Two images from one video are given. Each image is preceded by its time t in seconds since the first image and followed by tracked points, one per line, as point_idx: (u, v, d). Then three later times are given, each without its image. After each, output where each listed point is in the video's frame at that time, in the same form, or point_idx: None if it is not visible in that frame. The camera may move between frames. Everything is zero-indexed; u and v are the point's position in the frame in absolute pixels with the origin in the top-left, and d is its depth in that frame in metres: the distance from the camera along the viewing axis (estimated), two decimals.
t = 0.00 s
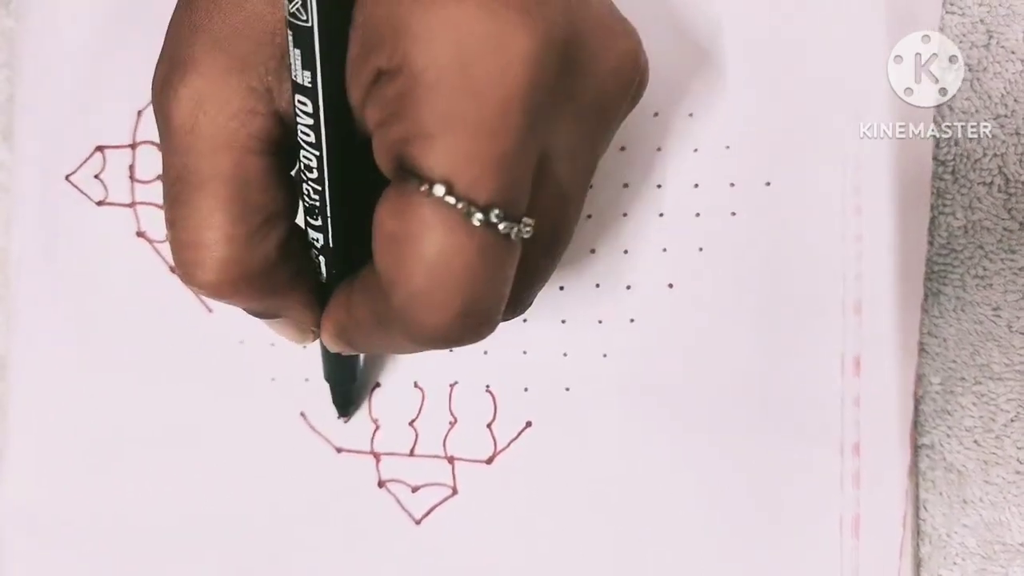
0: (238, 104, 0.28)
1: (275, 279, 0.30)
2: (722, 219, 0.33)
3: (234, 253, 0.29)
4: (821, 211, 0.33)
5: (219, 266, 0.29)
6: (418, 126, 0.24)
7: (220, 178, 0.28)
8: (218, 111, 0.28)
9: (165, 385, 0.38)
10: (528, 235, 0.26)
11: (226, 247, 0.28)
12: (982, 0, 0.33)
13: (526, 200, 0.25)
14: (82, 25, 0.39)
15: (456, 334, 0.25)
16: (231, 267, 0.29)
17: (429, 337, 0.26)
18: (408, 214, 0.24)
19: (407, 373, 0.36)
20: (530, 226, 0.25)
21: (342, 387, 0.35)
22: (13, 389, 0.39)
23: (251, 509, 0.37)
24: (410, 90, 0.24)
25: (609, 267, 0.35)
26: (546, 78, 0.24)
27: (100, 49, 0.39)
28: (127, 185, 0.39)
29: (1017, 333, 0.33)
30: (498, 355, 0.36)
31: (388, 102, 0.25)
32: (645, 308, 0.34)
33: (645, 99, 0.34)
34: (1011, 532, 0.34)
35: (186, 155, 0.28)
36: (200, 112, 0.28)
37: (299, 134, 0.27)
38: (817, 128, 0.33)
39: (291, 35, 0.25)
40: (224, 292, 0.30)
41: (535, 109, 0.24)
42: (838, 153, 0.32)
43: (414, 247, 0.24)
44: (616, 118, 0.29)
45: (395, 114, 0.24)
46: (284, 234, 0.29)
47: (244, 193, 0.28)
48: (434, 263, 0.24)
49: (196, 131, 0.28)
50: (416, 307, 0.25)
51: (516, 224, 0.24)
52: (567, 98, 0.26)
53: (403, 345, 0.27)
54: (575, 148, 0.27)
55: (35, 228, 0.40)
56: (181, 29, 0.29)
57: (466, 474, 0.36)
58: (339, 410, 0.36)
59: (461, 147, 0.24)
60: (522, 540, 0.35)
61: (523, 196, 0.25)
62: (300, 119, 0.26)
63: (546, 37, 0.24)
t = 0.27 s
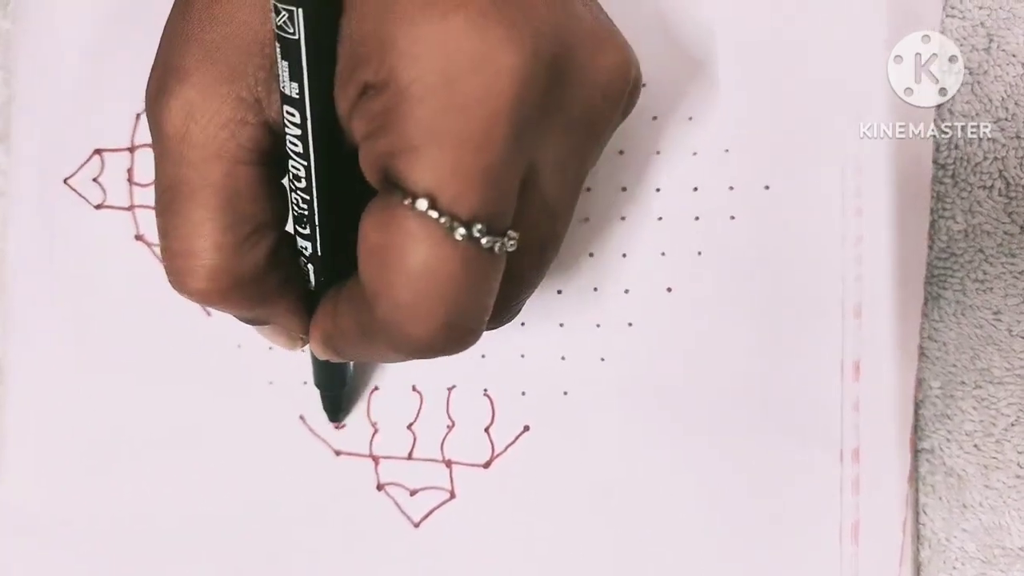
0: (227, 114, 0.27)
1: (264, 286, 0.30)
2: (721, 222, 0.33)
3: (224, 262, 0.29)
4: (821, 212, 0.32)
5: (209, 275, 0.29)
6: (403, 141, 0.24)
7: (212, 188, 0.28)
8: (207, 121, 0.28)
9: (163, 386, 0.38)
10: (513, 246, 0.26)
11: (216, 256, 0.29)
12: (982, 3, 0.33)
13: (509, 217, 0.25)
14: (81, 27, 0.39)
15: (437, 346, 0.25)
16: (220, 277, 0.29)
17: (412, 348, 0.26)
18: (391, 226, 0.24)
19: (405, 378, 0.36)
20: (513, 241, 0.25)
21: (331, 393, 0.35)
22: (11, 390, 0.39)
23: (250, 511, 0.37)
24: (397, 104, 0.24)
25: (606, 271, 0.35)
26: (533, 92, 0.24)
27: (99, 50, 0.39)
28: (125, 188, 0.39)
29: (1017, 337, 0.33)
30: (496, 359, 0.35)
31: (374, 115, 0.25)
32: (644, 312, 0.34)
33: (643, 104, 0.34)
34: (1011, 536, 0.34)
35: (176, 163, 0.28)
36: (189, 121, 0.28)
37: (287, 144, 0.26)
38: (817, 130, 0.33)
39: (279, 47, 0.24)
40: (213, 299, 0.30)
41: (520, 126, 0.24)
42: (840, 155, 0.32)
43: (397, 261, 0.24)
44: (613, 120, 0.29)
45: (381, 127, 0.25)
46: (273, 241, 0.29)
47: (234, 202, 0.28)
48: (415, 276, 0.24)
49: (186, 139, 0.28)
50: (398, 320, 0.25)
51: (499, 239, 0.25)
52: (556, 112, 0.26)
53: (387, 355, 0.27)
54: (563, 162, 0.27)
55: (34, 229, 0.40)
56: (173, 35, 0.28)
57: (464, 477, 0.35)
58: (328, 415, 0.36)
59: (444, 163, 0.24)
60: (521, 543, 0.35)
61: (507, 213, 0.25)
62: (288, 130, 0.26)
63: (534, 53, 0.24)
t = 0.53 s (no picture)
0: (224, 102, 0.27)
1: (262, 273, 0.30)
2: (721, 220, 0.33)
3: (220, 250, 0.29)
4: (820, 211, 0.33)
5: (206, 262, 0.29)
6: (402, 129, 0.24)
7: (208, 175, 0.28)
8: (204, 108, 0.28)
9: (164, 384, 0.38)
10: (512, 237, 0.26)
11: (213, 243, 0.29)
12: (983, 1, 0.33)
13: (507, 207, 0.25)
14: (82, 24, 0.39)
15: (434, 334, 0.26)
16: (218, 264, 0.29)
17: (409, 337, 0.26)
18: (390, 215, 0.24)
19: (406, 373, 0.36)
20: (510, 231, 0.25)
21: (329, 374, 0.36)
22: (14, 388, 0.40)
23: (251, 508, 0.37)
24: (396, 91, 0.24)
25: (607, 267, 0.35)
26: (533, 81, 0.24)
27: (100, 49, 0.39)
28: (127, 185, 0.39)
29: (1017, 334, 0.33)
30: (497, 356, 0.36)
31: (373, 103, 0.25)
32: (644, 310, 0.34)
33: (645, 100, 0.34)
34: (1011, 533, 0.34)
35: (172, 151, 0.28)
36: (186, 109, 0.28)
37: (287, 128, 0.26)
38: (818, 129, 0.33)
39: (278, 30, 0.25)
40: (211, 288, 0.30)
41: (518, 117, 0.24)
42: (841, 153, 0.32)
43: (395, 250, 0.24)
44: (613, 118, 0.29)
45: (380, 115, 0.25)
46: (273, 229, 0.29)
47: (231, 190, 0.28)
48: (413, 265, 0.24)
49: (182, 127, 0.28)
50: (396, 308, 0.25)
51: (497, 229, 0.24)
52: (554, 104, 0.26)
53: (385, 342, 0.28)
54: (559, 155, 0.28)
55: (35, 228, 0.40)
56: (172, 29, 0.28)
57: (464, 474, 0.36)
58: (328, 396, 0.36)
59: (443, 152, 0.24)
60: (521, 541, 0.35)
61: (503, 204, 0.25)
62: (287, 114, 0.26)
63: (533, 45, 0.24)
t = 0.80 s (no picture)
0: (232, 99, 0.28)
1: (274, 268, 0.30)
2: (721, 219, 0.33)
3: (230, 248, 0.29)
4: (820, 210, 0.33)
5: (217, 260, 0.29)
6: (414, 121, 0.24)
7: (217, 174, 0.28)
8: (214, 106, 0.28)
9: (164, 383, 0.38)
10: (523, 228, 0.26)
11: (223, 240, 0.29)
12: None
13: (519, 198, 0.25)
14: (82, 23, 0.39)
15: (447, 329, 0.25)
16: (228, 262, 0.29)
17: (423, 331, 0.26)
18: (403, 208, 0.24)
19: (405, 370, 0.36)
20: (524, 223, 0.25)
21: (339, 373, 0.36)
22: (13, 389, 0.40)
23: (251, 508, 0.37)
24: (406, 85, 0.24)
25: (606, 264, 0.35)
26: (542, 73, 0.24)
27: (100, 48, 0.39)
28: (126, 182, 0.39)
29: (1016, 332, 0.33)
30: (497, 353, 0.36)
31: (383, 97, 0.25)
32: (643, 308, 0.34)
33: (646, 96, 0.34)
34: (1009, 530, 0.34)
35: (181, 149, 0.28)
36: (193, 106, 0.28)
37: (297, 123, 0.26)
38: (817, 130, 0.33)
39: (288, 24, 0.24)
40: (222, 284, 0.30)
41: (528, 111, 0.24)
42: (842, 151, 0.32)
43: (408, 243, 0.24)
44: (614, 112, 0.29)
45: (391, 108, 0.25)
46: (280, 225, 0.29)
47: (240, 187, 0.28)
48: (427, 258, 0.24)
49: (190, 125, 0.28)
50: (409, 302, 0.25)
51: (511, 220, 0.25)
52: (561, 96, 0.26)
53: (397, 337, 0.27)
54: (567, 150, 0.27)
55: (35, 227, 0.40)
56: (173, 28, 0.28)
57: (464, 473, 0.36)
58: (339, 394, 0.36)
59: (456, 144, 0.24)
60: (521, 540, 0.35)
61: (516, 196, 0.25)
62: (297, 108, 0.26)
63: (543, 37, 0.24)
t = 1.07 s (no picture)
0: (237, 110, 0.28)
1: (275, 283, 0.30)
2: (722, 219, 0.33)
3: (233, 258, 0.29)
4: (819, 212, 0.33)
5: (220, 271, 0.29)
6: (411, 131, 0.24)
7: (221, 183, 0.28)
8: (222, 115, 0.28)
9: (165, 384, 0.38)
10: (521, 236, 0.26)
11: (224, 251, 0.29)
12: None
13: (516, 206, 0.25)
14: (84, 25, 0.39)
15: (448, 336, 0.25)
16: (231, 273, 0.29)
17: (426, 338, 0.26)
18: (400, 217, 0.24)
19: (407, 372, 0.36)
20: (520, 230, 0.25)
21: (340, 388, 0.36)
22: (15, 388, 0.40)
23: (251, 508, 0.37)
24: (403, 94, 0.24)
25: (607, 265, 0.35)
26: (537, 79, 0.24)
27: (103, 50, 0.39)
28: (130, 184, 0.39)
29: (1019, 331, 0.33)
30: (499, 354, 0.36)
31: (380, 106, 0.25)
32: (646, 307, 0.34)
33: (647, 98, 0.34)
34: (1012, 529, 0.34)
35: (186, 158, 0.29)
36: (199, 116, 0.28)
37: (296, 141, 0.26)
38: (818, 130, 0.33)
39: (286, 43, 0.24)
40: (221, 295, 0.30)
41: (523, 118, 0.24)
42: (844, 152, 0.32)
43: (407, 253, 0.24)
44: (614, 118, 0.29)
45: (387, 118, 0.25)
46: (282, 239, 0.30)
47: (241, 199, 0.29)
48: (425, 265, 0.24)
49: (196, 135, 0.28)
50: (411, 311, 0.25)
51: (508, 227, 0.25)
52: (559, 101, 0.26)
53: (399, 347, 0.27)
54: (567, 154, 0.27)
55: (37, 227, 0.40)
56: (181, 33, 0.29)
57: (465, 474, 0.36)
58: (340, 413, 0.36)
59: (454, 152, 0.24)
60: (520, 540, 0.35)
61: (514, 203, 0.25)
62: (296, 126, 0.26)
63: (541, 45, 0.24)
